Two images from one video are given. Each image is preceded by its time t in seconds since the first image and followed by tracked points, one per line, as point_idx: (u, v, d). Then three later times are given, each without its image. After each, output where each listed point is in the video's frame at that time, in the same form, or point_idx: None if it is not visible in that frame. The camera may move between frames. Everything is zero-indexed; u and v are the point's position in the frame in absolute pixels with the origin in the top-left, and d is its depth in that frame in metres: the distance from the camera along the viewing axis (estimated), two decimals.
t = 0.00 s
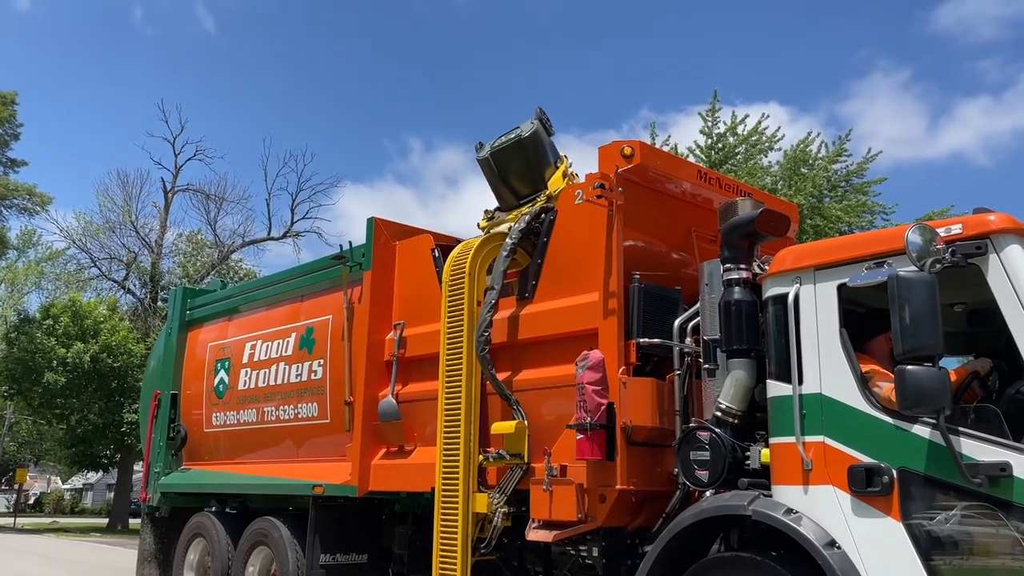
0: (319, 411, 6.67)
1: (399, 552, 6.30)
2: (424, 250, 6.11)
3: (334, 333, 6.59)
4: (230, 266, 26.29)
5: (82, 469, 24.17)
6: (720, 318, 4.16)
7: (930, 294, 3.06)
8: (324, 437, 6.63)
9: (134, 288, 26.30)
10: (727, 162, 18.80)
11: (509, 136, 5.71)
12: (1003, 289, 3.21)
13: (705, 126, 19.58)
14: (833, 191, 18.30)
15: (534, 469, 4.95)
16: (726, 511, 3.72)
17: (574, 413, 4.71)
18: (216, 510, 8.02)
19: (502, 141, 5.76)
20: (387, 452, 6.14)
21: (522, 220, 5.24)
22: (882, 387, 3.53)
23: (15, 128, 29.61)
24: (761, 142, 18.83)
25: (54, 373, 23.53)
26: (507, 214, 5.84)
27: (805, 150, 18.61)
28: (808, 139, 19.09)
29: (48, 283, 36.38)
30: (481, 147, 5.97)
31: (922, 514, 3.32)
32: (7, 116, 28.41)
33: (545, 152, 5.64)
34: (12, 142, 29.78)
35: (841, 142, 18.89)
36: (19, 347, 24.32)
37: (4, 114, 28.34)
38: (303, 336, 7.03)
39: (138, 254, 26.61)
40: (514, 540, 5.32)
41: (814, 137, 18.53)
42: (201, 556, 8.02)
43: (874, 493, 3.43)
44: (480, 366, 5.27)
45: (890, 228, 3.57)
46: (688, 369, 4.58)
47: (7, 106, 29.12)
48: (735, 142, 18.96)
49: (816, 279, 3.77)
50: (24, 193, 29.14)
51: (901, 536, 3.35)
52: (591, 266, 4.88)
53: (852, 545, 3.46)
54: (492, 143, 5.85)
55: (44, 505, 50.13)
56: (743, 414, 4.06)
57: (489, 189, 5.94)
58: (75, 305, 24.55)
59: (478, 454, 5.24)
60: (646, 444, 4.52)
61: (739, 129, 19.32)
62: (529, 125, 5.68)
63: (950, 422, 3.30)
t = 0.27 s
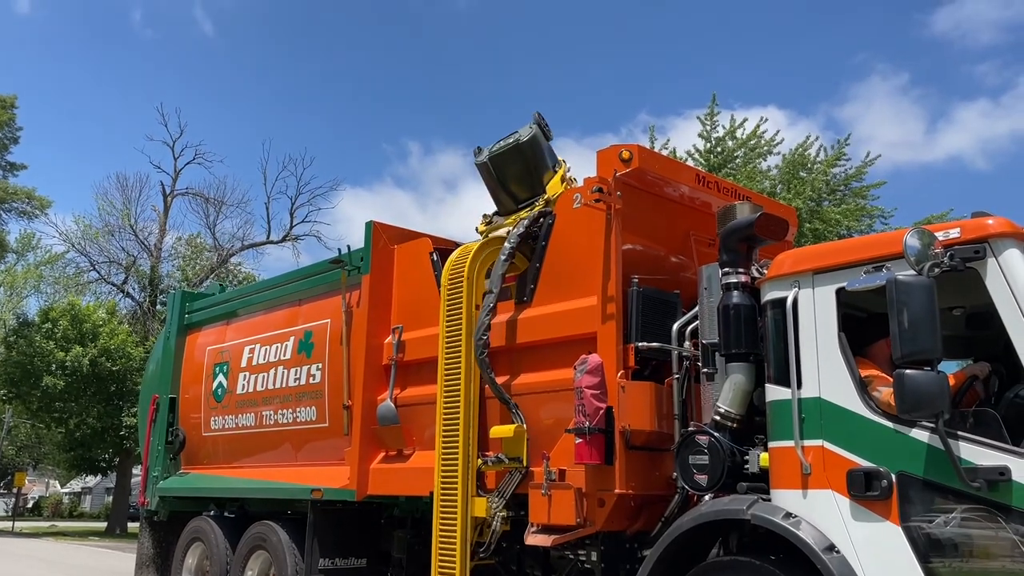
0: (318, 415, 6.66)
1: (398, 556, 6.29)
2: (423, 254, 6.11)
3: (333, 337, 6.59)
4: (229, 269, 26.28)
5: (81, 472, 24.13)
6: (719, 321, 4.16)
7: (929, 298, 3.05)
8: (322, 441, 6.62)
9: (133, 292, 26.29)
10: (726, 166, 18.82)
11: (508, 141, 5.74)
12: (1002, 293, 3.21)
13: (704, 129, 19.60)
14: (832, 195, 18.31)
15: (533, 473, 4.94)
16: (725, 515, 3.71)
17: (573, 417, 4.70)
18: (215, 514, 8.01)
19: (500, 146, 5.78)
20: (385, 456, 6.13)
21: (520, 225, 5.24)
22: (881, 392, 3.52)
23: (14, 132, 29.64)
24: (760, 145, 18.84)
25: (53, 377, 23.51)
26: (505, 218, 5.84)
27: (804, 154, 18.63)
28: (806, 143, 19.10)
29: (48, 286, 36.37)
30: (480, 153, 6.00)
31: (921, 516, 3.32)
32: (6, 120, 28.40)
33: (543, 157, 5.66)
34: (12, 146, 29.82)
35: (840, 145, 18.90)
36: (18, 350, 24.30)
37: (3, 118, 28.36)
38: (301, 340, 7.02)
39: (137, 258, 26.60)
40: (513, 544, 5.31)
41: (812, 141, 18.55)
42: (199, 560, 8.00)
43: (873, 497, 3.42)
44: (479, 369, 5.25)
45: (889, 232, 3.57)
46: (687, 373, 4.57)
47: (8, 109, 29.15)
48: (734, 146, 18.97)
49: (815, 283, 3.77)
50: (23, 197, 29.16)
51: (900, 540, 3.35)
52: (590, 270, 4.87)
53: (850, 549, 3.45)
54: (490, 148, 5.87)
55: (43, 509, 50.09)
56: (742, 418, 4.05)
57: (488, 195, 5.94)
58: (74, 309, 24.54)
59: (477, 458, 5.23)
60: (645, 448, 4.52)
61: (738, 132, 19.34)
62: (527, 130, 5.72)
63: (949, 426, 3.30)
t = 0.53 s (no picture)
0: (318, 418, 6.66)
1: (397, 559, 6.29)
2: (422, 257, 6.11)
3: (332, 340, 6.58)
4: (229, 272, 26.29)
5: (81, 475, 24.13)
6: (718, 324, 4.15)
7: (928, 301, 3.06)
8: (322, 444, 6.62)
9: (133, 295, 26.28)
10: (726, 169, 18.83)
11: (507, 143, 5.75)
12: (1001, 296, 3.21)
13: (703, 132, 19.61)
14: (831, 198, 18.32)
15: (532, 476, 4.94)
16: (724, 519, 3.71)
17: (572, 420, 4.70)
18: (214, 517, 8.00)
19: (499, 148, 5.79)
20: (385, 459, 6.12)
21: (519, 227, 5.24)
22: (881, 395, 3.52)
23: (14, 135, 29.67)
24: (759, 148, 18.85)
25: (53, 379, 23.50)
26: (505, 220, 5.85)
27: (803, 156, 18.63)
28: (806, 146, 19.11)
29: (47, 289, 36.36)
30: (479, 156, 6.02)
31: (920, 516, 3.32)
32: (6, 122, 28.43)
33: (542, 159, 5.65)
34: (11, 149, 29.85)
35: (839, 148, 18.91)
36: (18, 353, 24.29)
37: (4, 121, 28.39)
38: (301, 343, 7.02)
39: (137, 261, 26.60)
40: (513, 547, 5.30)
41: (812, 144, 18.56)
42: (199, 563, 7.98)
43: (872, 501, 3.42)
44: (478, 372, 5.25)
45: (888, 235, 3.57)
46: (686, 375, 4.58)
47: (8, 112, 29.17)
48: (734, 148, 18.98)
49: (814, 286, 3.77)
50: (23, 201, 29.19)
51: (899, 542, 3.35)
52: (589, 274, 4.86)
53: (849, 552, 3.45)
54: (489, 151, 5.88)
55: (42, 512, 50.09)
56: (741, 421, 4.03)
57: (488, 198, 5.95)
58: (74, 312, 24.55)
59: (477, 461, 5.22)
60: (644, 451, 4.51)
61: (738, 135, 19.34)
62: (525, 132, 5.73)
63: (948, 429, 3.30)
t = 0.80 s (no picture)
0: (318, 419, 6.66)
1: (398, 561, 6.29)
2: (423, 258, 6.12)
3: (333, 341, 6.59)
4: (229, 273, 26.30)
5: (81, 476, 24.14)
6: (719, 325, 4.16)
7: (928, 302, 3.06)
8: (323, 445, 6.62)
9: (133, 296, 26.28)
10: (726, 170, 18.83)
11: (501, 142, 5.72)
12: (1001, 297, 3.21)
13: (703, 133, 19.62)
14: (831, 199, 18.32)
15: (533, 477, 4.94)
16: (725, 519, 3.71)
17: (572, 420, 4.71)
18: (215, 518, 8.00)
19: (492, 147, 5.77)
20: (386, 460, 6.13)
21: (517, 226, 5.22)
22: (881, 396, 3.53)
23: (14, 136, 29.69)
24: (759, 149, 18.87)
25: (53, 381, 23.50)
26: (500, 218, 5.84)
27: (803, 157, 18.64)
28: (806, 147, 19.12)
29: (48, 291, 36.37)
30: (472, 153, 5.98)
31: (921, 521, 3.32)
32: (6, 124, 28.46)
33: (536, 156, 5.64)
34: (12, 150, 29.88)
35: (839, 149, 18.92)
36: (18, 354, 24.28)
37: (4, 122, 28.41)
38: (302, 344, 7.03)
39: (137, 262, 26.60)
40: (514, 548, 5.31)
41: (812, 145, 18.57)
42: (199, 565, 7.99)
43: (873, 501, 3.42)
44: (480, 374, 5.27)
45: (889, 236, 3.58)
46: (687, 376, 4.58)
47: (8, 114, 29.19)
48: (734, 150, 18.99)
49: (815, 287, 3.77)
50: (24, 202, 29.21)
51: (899, 543, 3.35)
52: (590, 275, 4.87)
53: (850, 553, 3.45)
54: (483, 149, 5.85)
55: (42, 513, 50.08)
56: (742, 421, 4.04)
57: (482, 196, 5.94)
58: (74, 313, 24.55)
59: (478, 462, 5.23)
60: (645, 451, 4.52)
61: (738, 136, 19.35)
62: (519, 130, 5.69)
63: (949, 430, 3.30)
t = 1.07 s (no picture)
0: (319, 420, 6.66)
1: (399, 561, 6.29)
2: (423, 258, 6.12)
3: (333, 342, 6.59)
4: (230, 274, 26.31)
5: (82, 477, 24.15)
6: (720, 325, 4.15)
7: (929, 302, 3.06)
8: (323, 446, 6.62)
9: (134, 297, 26.29)
10: (726, 170, 18.83)
11: (434, 152, 5.33)
12: (1002, 297, 3.21)
13: (704, 133, 19.62)
14: (832, 199, 18.32)
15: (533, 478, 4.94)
16: (726, 520, 3.71)
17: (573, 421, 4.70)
18: (216, 519, 8.00)
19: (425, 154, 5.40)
20: (386, 460, 6.13)
21: (485, 232, 5.09)
22: (882, 396, 3.52)
23: (15, 137, 29.70)
24: (759, 149, 18.86)
25: (54, 382, 23.51)
26: (463, 213, 5.61)
27: (804, 157, 18.63)
28: (806, 147, 19.12)
29: (49, 291, 36.39)
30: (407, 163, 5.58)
31: (922, 519, 3.31)
32: (7, 125, 28.49)
33: (474, 150, 5.28)
34: (13, 151, 29.90)
35: (840, 149, 18.91)
36: (19, 355, 24.29)
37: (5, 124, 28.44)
38: (302, 344, 7.02)
39: (138, 263, 26.61)
40: (514, 549, 5.30)
41: (812, 145, 18.56)
42: (200, 565, 7.98)
43: (874, 501, 3.42)
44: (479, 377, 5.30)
45: (890, 235, 3.57)
46: (688, 377, 4.57)
47: (9, 115, 29.21)
48: (734, 149, 18.98)
49: (815, 287, 3.77)
50: (25, 204, 29.24)
51: (900, 543, 3.34)
52: (590, 274, 4.86)
53: (851, 553, 3.45)
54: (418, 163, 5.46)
55: (43, 514, 50.11)
56: (742, 422, 4.03)
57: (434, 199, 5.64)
58: (74, 314, 24.56)
59: (478, 462, 5.22)
60: (646, 452, 4.51)
61: (738, 136, 19.35)
62: (446, 132, 5.28)
63: (950, 430, 3.29)
